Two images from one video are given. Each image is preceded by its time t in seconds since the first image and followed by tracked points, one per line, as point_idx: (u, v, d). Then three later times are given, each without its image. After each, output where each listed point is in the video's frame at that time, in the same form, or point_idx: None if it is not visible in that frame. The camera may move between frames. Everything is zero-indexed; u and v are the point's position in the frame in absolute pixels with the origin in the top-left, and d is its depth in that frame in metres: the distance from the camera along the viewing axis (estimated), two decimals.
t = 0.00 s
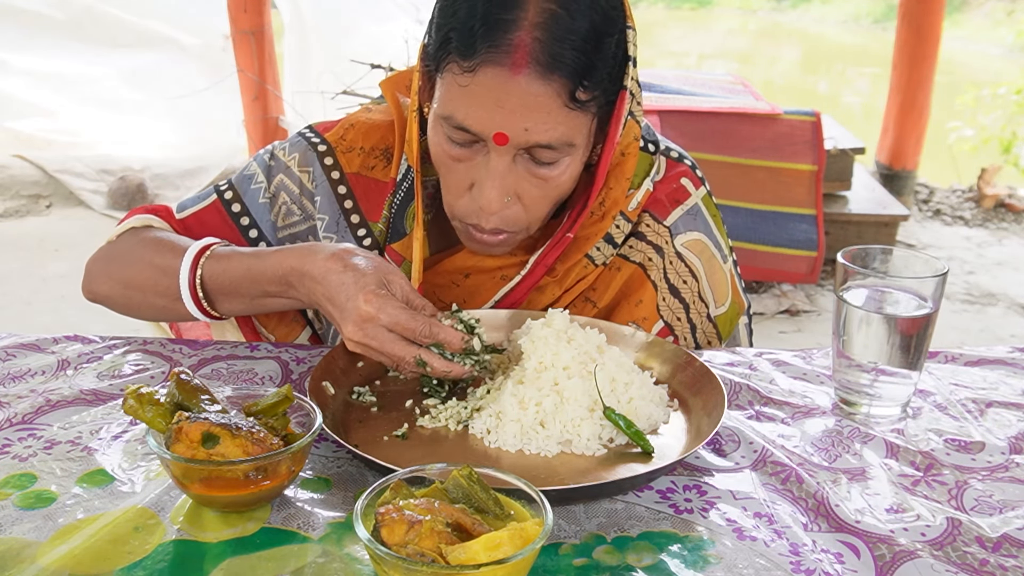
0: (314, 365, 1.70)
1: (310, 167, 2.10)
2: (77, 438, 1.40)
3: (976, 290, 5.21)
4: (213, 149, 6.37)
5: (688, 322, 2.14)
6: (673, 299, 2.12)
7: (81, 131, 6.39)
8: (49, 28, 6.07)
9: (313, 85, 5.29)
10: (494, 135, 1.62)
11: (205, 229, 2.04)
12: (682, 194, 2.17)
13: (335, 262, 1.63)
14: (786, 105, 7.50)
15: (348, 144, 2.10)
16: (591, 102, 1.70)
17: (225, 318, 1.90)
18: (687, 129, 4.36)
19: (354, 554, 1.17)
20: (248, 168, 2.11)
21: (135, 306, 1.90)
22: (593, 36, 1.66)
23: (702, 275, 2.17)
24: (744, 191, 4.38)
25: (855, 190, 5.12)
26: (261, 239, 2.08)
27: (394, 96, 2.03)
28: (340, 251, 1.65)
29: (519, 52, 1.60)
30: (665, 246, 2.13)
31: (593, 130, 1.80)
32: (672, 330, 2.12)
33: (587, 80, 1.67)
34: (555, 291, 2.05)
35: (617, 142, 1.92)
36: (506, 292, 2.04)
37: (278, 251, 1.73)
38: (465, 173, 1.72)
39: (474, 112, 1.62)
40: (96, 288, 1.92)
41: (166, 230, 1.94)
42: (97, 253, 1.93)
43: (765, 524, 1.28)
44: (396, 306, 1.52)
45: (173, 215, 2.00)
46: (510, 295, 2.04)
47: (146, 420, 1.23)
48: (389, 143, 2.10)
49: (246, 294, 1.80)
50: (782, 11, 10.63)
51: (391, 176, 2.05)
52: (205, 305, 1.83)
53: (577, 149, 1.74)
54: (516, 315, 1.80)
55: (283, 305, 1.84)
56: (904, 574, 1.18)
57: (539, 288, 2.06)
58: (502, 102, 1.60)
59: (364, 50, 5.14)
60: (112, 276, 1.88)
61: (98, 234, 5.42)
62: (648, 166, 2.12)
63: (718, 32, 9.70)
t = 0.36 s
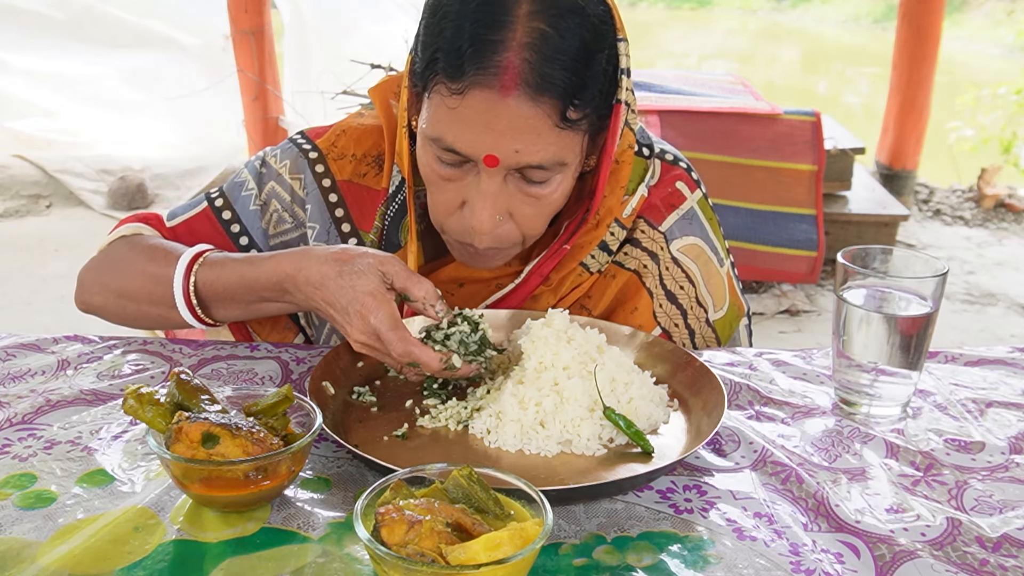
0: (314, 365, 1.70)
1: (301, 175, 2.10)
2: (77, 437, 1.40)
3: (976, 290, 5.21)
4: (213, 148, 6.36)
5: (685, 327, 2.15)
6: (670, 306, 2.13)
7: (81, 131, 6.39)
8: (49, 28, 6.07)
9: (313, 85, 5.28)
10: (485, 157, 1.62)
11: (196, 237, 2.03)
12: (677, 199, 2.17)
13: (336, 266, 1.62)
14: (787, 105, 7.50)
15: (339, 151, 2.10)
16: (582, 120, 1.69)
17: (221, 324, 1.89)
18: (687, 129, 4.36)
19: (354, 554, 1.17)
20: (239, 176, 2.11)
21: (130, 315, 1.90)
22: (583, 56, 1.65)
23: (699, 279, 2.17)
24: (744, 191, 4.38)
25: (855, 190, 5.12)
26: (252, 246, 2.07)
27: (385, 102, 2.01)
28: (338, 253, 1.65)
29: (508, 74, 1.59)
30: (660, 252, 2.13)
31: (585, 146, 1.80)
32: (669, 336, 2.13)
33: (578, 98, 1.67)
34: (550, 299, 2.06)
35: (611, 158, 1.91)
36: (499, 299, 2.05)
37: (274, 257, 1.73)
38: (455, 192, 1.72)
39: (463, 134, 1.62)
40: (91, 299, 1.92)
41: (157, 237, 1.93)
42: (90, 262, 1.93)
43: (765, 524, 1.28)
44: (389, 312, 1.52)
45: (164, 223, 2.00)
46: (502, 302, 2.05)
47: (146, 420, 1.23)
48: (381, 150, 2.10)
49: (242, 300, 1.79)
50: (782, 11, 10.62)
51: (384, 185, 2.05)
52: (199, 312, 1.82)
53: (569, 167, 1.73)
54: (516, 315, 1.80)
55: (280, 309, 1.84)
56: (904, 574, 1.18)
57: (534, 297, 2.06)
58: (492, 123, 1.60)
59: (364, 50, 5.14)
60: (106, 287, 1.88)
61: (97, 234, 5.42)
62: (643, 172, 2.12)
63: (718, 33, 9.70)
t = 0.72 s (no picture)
0: (314, 365, 1.70)
1: (296, 183, 2.10)
2: (77, 437, 1.40)
3: (976, 290, 5.21)
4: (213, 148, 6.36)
5: (684, 333, 2.16)
6: (668, 311, 2.14)
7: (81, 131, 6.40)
8: (48, 28, 6.06)
9: (313, 85, 5.28)
10: (485, 167, 1.61)
11: (191, 246, 2.02)
12: (674, 203, 2.17)
13: (337, 261, 1.63)
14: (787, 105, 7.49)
15: (335, 158, 2.10)
16: (582, 128, 1.69)
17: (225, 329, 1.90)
18: (687, 129, 4.36)
19: (354, 554, 1.17)
20: (234, 186, 2.11)
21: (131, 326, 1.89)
22: (582, 63, 1.65)
23: (698, 284, 2.17)
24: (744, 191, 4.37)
25: (855, 190, 5.12)
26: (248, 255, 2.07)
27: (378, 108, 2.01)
28: (339, 249, 1.65)
29: (507, 84, 1.59)
30: (657, 258, 2.13)
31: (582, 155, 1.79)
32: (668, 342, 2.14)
33: (578, 107, 1.67)
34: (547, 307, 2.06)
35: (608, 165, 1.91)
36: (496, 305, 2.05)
37: (275, 259, 1.73)
38: (454, 206, 1.72)
39: (463, 144, 1.62)
40: (94, 314, 1.92)
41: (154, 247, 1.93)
42: (90, 277, 1.93)
43: (765, 524, 1.28)
44: (390, 307, 1.51)
45: (160, 233, 1.98)
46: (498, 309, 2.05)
47: (146, 420, 1.23)
48: (377, 158, 2.10)
49: (247, 305, 1.79)
50: (782, 11, 10.66)
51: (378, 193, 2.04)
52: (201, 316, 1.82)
53: (568, 175, 1.73)
54: (516, 315, 1.80)
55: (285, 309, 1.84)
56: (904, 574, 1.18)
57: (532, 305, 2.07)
58: (491, 133, 1.60)
59: (364, 50, 5.14)
60: (106, 298, 1.88)
61: (97, 234, 5.43)
62: (640, 177, 2.11)
63: (718, 33, 9.71)
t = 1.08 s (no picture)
0: (315, 365, 1.70)
1: (293, 184, 2.10)
2: (77, 437, 1.40)
3: (976, 290, 5.21)
4: (213, 148, 6.35)
5: (685, 336, 2.16)
6: (668, 315, 2.13)
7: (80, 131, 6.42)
8: (47, 28, 6.03)
9: (313, 85, 5.29)
10: (491, 158, 1.59)
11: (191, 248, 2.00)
12: (674, 206, 2.17)
13: (342, 238, 1.64)
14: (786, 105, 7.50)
15: (331, 160, 2.10)
16: (588, 121, 1.69)
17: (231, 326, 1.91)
18: (687, 128, 4.36)
19: (354, 554, 1.17)
20: (232, 187, 2.09)
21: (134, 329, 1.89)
22: (588, 55, 1.66)
23: (698, 288, 2.16)
24: (744, 191, 4.37)
25: (855, 190, 5.12)
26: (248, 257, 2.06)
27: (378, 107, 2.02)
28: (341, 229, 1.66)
29: (518, 70, 1.58)
30: (657, 262, 2.13)
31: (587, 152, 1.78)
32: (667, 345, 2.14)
33: (585, 99, 1.67)
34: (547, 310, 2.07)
35: (610, 163, 1.91)
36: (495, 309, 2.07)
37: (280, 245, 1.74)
38: (460, 197, 1.68)
39: (470, 132, 1.60)
40: (95, 320, 1.91)
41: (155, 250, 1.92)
42: (90, 283, 1.93)
43: (765, 524, 1.28)
44: (410, 258, 1.57)
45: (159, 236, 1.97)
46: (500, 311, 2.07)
47: (146, 420, 1.23)
48: (374, 159, 2.10)
49: (258, 295, 1.79)
50: (782, 12, 10.68)
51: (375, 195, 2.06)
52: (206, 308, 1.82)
53: (574, 168, 1.72)
54: (517, 315, 1.81)
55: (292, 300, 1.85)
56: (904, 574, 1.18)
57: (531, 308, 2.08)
58: (501, 121, 1.58)
59: (364, 50, 5.14)
60: (109, 301, 1.88)
61: (97, 234, 5.44)
62: (639, 180, 2.12)
63: (717, 33, 9.72)
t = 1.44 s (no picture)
0: (314, 365, 1.70)
1: (296, 180, 2.10)
2: (77, 437, 1.40)
3: (976, 290, 5.21)
4: (213, 148, 6.34)
5: (685, 336, 2.15)
6: (668, 315, 2.13)
7: (80, 131, 6.41)
8: (47, 28, 6.04)
9: (313, 85, 5.28)
10: (482, 158, 1.58)
11: (192, 243, 2.00)
12: (675, 207, 2.17)
13: (336, 254, 1.62)
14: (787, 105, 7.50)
15: (334, 157, 2.10)
16: (581, 124, 1.69)
17: (221, 332, 1.89)
18: (687, 128, 4.36)
19: (355, 553, 1.17)
20: (235, 182, 2.10)
21: (128, 327, 1.89)
22: (582, 58, 1.66)
23: (699, 288, 2.16)
24: (744, 191, 4.37)
25: (855, 191, 5.12)
26: (249, 252, 2.06)
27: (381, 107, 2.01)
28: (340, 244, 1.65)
29: (509, 73, 1.58)
30: (658, 262, 2.13)
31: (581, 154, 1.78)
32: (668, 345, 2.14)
33: (578, 102, 1.67)
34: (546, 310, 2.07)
35: (606, 167, 1.91)
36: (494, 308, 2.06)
37: (275, 258, 1.74)
38: (450, 198, 1.68)
39: (461, 133, 1.59)
40: (89, 312, 1.91)
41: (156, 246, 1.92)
42: (88, 274, 1.93)
43: (765, 524, 1.28)
44: (403, 274, 1.54)
45: (160, 230, 1.96)
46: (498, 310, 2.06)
47: (146, 420, 1.23)
48: (377, 157, 2.11)
49: (248, 304, 1.78)
50: (782, 12, 10.69)
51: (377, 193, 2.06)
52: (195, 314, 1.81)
53: (567, 172, 1.71)
54: (517, 315, 1.81)
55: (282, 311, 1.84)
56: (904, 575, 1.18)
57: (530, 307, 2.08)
58: (492, 123, 1.57)
59: (364, 50, 5.14)
60: (104, 296, 1.88)
61: (97, 234, 5.44)
62: (640, 180, 2.12)
63: (717, 33, 9.71)
